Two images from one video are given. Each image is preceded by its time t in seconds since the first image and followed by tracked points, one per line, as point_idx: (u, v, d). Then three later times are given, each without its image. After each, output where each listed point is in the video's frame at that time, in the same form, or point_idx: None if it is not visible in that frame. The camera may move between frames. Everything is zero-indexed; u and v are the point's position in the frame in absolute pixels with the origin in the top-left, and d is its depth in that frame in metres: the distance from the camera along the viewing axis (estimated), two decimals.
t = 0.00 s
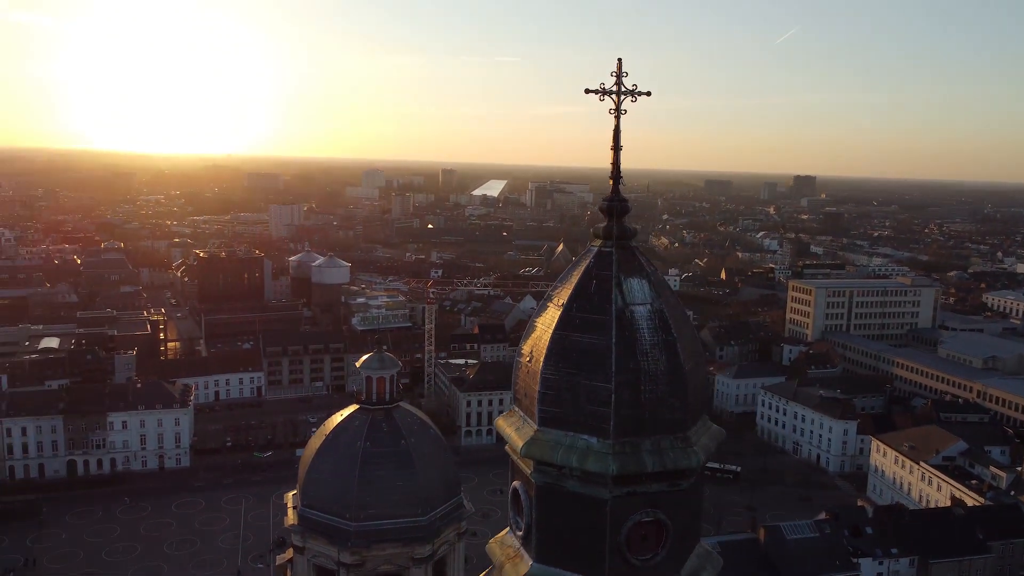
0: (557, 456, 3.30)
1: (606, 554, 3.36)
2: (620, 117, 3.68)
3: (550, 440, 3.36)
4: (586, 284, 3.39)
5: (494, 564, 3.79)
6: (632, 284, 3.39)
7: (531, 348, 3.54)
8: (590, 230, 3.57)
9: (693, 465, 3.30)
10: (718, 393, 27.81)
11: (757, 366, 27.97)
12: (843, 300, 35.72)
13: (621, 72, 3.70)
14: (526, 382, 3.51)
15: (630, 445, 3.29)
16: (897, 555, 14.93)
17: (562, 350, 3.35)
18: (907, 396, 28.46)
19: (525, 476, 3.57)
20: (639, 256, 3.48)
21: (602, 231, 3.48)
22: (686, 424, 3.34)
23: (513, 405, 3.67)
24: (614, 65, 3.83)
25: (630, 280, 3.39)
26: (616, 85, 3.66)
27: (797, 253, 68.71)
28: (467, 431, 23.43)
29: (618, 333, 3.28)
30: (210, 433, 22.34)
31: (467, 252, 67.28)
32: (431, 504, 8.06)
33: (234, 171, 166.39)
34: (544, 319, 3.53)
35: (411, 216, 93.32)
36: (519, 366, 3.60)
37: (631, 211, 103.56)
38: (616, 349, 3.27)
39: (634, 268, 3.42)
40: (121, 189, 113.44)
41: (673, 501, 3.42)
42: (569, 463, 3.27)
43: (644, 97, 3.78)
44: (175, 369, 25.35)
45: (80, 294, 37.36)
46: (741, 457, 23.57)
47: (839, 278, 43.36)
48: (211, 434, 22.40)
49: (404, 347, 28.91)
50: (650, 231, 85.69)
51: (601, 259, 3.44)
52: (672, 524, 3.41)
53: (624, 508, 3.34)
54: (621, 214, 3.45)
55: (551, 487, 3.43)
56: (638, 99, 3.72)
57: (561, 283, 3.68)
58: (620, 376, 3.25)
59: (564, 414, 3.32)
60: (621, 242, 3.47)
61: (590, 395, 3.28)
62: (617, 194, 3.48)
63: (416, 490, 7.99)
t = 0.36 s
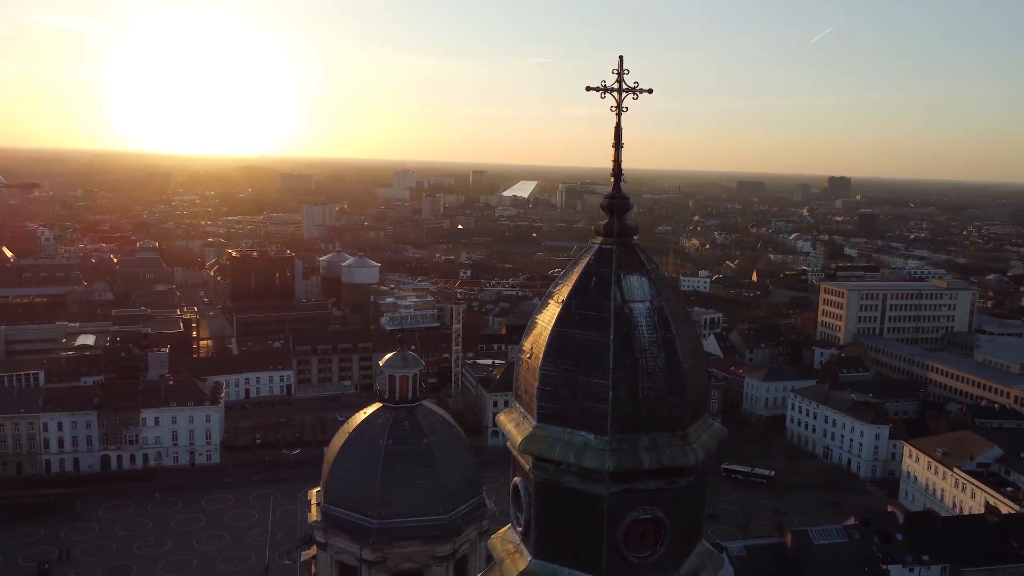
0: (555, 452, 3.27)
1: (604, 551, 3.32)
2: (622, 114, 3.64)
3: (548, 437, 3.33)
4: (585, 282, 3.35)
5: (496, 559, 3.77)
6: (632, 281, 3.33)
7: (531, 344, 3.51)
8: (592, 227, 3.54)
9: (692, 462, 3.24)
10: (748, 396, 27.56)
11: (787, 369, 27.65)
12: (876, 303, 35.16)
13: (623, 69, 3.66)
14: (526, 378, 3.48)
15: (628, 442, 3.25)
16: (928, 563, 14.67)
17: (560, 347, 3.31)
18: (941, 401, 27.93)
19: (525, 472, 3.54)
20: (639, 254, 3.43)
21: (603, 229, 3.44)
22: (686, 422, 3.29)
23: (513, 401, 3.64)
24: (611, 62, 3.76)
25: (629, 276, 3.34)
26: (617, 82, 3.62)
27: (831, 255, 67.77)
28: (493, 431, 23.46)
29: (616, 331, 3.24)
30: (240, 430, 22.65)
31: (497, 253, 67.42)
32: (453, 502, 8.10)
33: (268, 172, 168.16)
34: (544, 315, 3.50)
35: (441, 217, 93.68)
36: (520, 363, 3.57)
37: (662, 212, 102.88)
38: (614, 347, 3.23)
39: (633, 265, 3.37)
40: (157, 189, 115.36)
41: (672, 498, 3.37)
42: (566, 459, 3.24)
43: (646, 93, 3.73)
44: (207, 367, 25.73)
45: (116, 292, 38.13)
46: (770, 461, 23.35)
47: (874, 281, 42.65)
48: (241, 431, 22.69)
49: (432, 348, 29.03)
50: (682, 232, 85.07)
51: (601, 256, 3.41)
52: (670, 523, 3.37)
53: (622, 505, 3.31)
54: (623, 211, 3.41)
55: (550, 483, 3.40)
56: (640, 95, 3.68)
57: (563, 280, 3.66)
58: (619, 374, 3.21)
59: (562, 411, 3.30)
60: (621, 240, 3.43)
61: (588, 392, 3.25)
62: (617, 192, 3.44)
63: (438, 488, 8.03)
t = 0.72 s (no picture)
0: (552, 449, 3.26)
1: (600, 548, 3.30)
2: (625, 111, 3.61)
3: (547, 433, 3.31)
4: (585, 278, 3.32)
5: (496, 555, 3.78)
6: (631, 278, 3.30)
7: (532, 341, 3.50)
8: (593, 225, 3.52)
9: (689, 460, 3.21)
10: (778, 400, 27.26)
11: (818, 373, 27.29)
12: (911, 306, 34.56)
13: (625, 66, 3.63)
14: (526, 375, 3.47)
15: (625, 439, 3.22)
16: (961, 572, 14.24)
17: (558, 344, 3.29)
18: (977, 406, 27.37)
19: (525, 468, 3.53)
20: (640, 252, 3.40)
21: (603, 226, 3.41)
22: (685, 420, 3.26)
23: (515, 398, 3.64)
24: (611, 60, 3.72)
25: (628, 274, 3.31)
26: (618, 78, 3.59)
27: (865, 257, 66.79)
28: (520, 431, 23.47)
29: (615, 328, 3.21)
30: (270, 428, 22.93)
31: (526, 253, 67.46)
32: (475, 501, 8.11)
33: (300, 172, 169.78)
34: (544, 312, 3.48)
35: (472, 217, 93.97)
36: (521, 360, 3.56)
37: (694, 214, 102.13)
38: (611, 344, 3.20)
39: (633, 262, 3.34)
40: (193, 190, 117.21)
41: (670, 496, 3.33)
42: (563, 455, 3.22)
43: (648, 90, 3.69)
44: (238, 365, 26.08)
45: (152, 290, 38.84)
46: (799, 466, 23.08)
47: (910, 283, 41.91)
48: (270, 429, 22.95)
49: (459, 348, 29.12)
50: (713, 234, 84.37)
51: (601, 253, 3.38)
52: (668, 520, 3.33)
53: (618, 502, 3.28)
54: (623, 208, 3.39)
55: (548, 479, 3.39)
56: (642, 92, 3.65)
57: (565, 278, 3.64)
58: (616, 371, 3.19)
59: (559, 407, 3.28)
60: (621, 237, 3.40)
61: (586, 388, 3.22)
62: (618, 189, 3.40)
63: (460, 487, 8.06)
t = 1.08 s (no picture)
0: (549, 443, 3.24)
1: (596, 543, 3.28)
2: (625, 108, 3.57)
3: (544, 428, 3.30)
4: (584, 274, 3.28)
5: (498, 548, 3.80)
6: (629, 275, 3.26)
7: (530, 339, 3.49)
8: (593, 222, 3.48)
9: (686, 458, 3.18)
10: (814, 405, 26.87)
11: (856, 377, 26.82)
12: (953, 310, 33.80)
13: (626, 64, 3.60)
14: (525, 371, 3.46)
15: (621, 435, 3.19)
16: None
17: (556, 340, 3.27)
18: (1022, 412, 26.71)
19: (523, 461, 3.52)
20: (640, 248, 3.35)
21: (603, 222, 3.37)
22: (681, 417, 3.21)
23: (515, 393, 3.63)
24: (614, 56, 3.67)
25: (626, 270, 3.26)
26: (618, 76, 3.56)
27: (908, 261, 65.46)
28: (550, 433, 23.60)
29: (612, 324, 3.17)
30: (304, 425, 23.19)
31: (562, 255, 67.33)
32: (500, 500, 8.12)
33: (337, 173, 171.46)
34: (544, 308, 3.46)
35: (507, 219, 94.07)
36: (522, 355, 3.56)
37: (732, 216, 101.03)
38: (607, 340, 3.16)
39: (631, 259, 3.29)
40: (233, 190, 119.02)
41: (667, 492, 3.30)
42: (559, 450, 3.21)
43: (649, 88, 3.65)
44: (274, 362, 26.44)
45: (192, 289, 39.55)
46: (835, 472, 22.72)
47: (953, 287, 40.99)
48: (305, 426, 23.22)
49: (492, 348, 29.16)
50: (752, 236, 83.39)
51: (600, 251, 3.35)
52: (665, 518, 3.29)
53: (614, 497, 3.25)
54: (623, 205, 3.35)
55: (546, 473, 3.37)
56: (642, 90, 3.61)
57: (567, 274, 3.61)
58: (612, 367, 3.15)
59: (556, 403, 3.26)
60: (621, 233, 3.36)
61: (582, 385, 3.19)
62: (619, 184, 3.35)
63: (485, 485, 8.07)
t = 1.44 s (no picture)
0: (544, 438, 3.14)
1: (591, 541, 3.16)
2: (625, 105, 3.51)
3: (540, 423, 3.20)
4: (581, 271, 3.20)
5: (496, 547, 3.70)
6: (626, 272, 3.17)
7: (529, 336, 3.41)
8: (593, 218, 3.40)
9: (681, 455, 3.06)
10: (844, 409, 26.50)
11: (888, 382, 26.40)
12: (989, 314, 33.14)
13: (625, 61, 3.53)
14: (523, 367, 3.39)
15: (616, 431, 3.08)
16: None
17: (551, 336, 3.19)
18: None
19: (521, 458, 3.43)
20: (639, 244, 3.26)
21: (601, 218, 3.30)
22: (677, 413, 3.11)
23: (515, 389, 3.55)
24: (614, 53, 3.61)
25: (623, 267, 3.18)
26: (616, 73, 3.49)
27: (944, 264, 64.31)
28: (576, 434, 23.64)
29: (607, 320, 3.09)
30: (331, 424, 23.39)
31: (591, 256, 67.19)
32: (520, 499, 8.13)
33: (368, 174, 172.78)
34: (542, 305, 3.38)
35: (537, 220, 94.08)
36: (520, 352, 3.48)
37: (764, 217, 100.05)
38: (602, 336, 3.08)
39: (629, 255, 3.20)
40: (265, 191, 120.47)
41: (664, 490, 3.18)
42: (554, 446, 3.11)
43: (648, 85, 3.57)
44: (303, 361, 26.71)
45: (224, 288, 40.12)
46: (865, 477, 22.41)
47: (990, 291, 40.17)
48: (332, 425, 23.43)
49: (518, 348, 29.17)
50: (784, 238, 82.51)
51: (598, 247, 3.26)
52: (661, 515, 3.17)
53: (609, 494, 3.14)
54: (621, 201, 3.26)
55: (541, 469, 3.27)
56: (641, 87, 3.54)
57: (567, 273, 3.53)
58: (607, 363, 3.06)
59: (551, 399, 3.17)
60: (619, 231, 3.28)
61: (578, 380, 3.10)
62: (617, 182, 3.27)
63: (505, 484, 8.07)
